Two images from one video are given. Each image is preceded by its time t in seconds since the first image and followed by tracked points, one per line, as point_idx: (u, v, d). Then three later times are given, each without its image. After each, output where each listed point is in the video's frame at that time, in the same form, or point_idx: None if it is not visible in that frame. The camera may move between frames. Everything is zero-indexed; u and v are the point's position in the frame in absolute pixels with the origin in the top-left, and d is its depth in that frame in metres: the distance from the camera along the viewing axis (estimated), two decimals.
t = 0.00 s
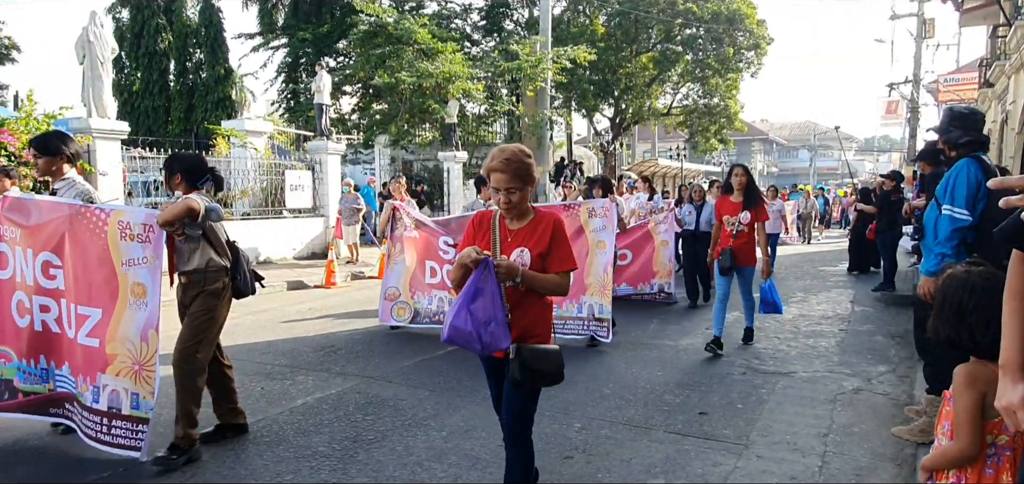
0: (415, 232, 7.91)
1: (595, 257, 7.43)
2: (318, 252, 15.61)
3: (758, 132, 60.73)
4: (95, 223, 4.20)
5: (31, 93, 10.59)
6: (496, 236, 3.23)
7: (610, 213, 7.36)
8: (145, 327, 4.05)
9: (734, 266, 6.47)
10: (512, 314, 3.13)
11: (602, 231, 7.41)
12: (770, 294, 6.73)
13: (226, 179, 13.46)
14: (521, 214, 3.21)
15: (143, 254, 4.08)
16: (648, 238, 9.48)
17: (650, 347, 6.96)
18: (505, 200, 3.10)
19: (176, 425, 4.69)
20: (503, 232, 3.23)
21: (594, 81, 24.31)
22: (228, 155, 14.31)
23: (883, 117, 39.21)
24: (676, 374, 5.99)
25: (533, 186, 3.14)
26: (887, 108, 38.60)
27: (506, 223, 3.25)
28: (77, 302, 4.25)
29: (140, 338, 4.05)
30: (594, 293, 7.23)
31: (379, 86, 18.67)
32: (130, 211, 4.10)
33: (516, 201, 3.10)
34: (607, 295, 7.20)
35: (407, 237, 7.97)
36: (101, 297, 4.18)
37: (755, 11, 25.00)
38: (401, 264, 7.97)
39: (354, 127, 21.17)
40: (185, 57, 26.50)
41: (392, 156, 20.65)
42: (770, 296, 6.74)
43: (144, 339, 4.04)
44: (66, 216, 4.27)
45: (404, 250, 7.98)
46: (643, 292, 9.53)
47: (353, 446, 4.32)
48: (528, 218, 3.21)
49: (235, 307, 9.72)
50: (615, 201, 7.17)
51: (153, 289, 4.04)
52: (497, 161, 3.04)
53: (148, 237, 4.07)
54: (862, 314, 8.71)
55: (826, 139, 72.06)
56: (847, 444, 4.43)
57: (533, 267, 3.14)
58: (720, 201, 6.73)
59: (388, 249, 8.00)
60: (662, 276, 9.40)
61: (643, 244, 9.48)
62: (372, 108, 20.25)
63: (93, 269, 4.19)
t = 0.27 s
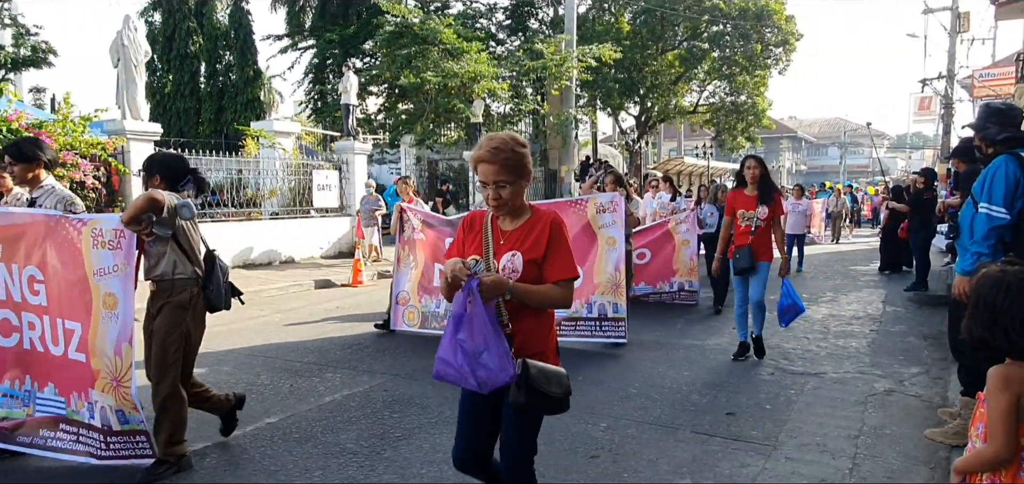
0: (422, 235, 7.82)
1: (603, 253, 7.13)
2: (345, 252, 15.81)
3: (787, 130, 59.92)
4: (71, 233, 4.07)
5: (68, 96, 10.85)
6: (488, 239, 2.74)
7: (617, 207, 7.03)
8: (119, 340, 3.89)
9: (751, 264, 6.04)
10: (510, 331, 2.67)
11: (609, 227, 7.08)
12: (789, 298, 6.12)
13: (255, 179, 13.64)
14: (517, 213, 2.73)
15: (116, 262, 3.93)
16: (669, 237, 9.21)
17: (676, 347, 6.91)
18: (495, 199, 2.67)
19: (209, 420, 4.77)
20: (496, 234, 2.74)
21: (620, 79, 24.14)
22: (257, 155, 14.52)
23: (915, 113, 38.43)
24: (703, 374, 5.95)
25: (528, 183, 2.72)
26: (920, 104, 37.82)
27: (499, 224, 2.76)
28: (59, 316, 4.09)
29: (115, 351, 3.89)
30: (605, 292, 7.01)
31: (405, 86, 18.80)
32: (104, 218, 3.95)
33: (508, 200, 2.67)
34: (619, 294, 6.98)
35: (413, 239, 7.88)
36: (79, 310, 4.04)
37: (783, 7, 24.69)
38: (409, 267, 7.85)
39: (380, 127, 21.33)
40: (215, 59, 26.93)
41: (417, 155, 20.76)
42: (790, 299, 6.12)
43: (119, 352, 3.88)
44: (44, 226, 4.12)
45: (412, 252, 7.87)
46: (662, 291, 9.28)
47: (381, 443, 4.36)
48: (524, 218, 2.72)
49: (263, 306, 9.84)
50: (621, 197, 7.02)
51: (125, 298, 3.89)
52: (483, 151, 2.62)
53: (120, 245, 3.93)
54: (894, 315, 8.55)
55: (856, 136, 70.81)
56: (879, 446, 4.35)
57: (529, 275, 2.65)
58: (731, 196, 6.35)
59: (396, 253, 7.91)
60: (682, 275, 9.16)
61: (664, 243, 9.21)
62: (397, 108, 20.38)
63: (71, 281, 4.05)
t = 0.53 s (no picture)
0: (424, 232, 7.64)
1: (608, 258, 6.64)
2: (365, 251, 15.93)
3: (810, 128, 59.21)
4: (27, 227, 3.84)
5: (95, 98, 11.05)
6: (452, 253, 2.23)
7: (623, 210, 6.51)
8: (80, 343, 3.72)
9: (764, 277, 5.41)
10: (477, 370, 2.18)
11: (613, 230, 6.59)
12: (802, 316, 5.61)
13: (277, 179, 13.76)
14: (486, 223, 2.23)
15: (76, 261, 3.75)
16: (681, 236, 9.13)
17: (697, 347, 6.86)
18: (453, 206, 2.18)
19: (233, 417, 4.84)
20: (461, 248, 2.22)
21: (640, 78, 24.00)
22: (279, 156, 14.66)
23: (942, 110, 37.81)
24: (724, 375, 5.91)
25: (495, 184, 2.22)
26: (946, 102, 37.18)
27: (466, 236, 2.26)
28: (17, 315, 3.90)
29: (74, 354, 3.71)
30: (609, 298, 6.56)
31: (425, 86, 18.89)
32: (63, 214, 3.73)
33: (467, 209, 2.17)
34: (622, 302, 6.50)
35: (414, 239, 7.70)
36: (37, 310, 3.85)
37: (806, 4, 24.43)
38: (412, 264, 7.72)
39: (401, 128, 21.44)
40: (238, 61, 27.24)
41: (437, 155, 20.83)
42: (805, 316, 5.57)
43: (79, 354, 3.71)
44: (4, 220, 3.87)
45: (415, 250, 7.71)
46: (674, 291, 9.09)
47: (402, 442, 4.38)
48: (493, 229, 2.21)
49: (286, 305, 9.94)
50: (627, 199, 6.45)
51: (89, 297, 3.74)
52: (437, 145, 2.13)
53: (81, 242, 3.74)
54: (920, 315, 8.42)
55: (881, 134, 69.80)
56: (905, 449, 4.30)
57: (499, 302, 2.15)
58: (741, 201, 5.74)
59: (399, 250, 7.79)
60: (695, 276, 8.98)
61: (676, 243, 9.12)
62: (417, 109, 20.46)
63: (29, 279, 3.85)
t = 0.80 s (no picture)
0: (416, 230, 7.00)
1: (604, 259, 6.38)
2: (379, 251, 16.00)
3: (826, 127, 58.70)
4: None
5: (114, 99, 11.17)
6: (378, 247, 1.92)
7: (620, 208, 6.32)
8: None
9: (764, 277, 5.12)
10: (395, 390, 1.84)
11: (609, 230, 6.36)
12: (805, 314, 5.18)
13: (292, 180, 13.85)
14: (417, 213, 1.92)
15: (15, 265, 3.75)
16: (688, 235, 8.75)
17: (711, 347, 6.83)
18: (376, 193, 1.86)
19: (248, 416, 4.88)
20: (388, 245, 1.92)
21: (654, 78, 23.87)
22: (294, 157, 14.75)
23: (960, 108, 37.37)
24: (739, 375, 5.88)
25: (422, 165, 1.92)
26: (965, 100, 36.74)
27: (396, 229, 1.95)
28: None
29: None
30: (604, 300, 6.33)
31: (439, 86, 18.95)
32: (12, 215, 3.72)
33: (392, 195, 1.87)
34: (618, 303, 6.30)
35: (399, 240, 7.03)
36: None
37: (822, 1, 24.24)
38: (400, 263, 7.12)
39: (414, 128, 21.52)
40: (253, 63, 27.43)
41: (451, 155, 20.88)
42: (806, 318, 5.18)
43: None
44: None
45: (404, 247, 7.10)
46: (679, 295, 8.72)
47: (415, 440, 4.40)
48: (426, 219, 1.91)
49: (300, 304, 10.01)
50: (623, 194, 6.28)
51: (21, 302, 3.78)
52: (354, 117, 1.85)
53: (23, 246, 3.72)
54: (938, 316, 8.34)
55: (898, 133, 69.06)
56: (923, 450, 4.26)
57: (434, 308, 1.84)
58: (744, 196, 5.39)
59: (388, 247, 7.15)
60: (701, 279, 8.61)
61: (682, 241, 8.76)
62: (431, 108, 20.52)
63: None
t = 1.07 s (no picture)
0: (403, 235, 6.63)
1: (594, 266, 6.07)
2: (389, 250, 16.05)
3: (836, 126, 58.39)
4: None
5: (126, 100, 11.25)
6: (272, 276, 1.62)
7: (613, 213, 6.04)
8: None
9: (759, 290, 4.72)
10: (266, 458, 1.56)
11: (600, 235, 6.07)
12: (799, 338, 4.87)
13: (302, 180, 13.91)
14: (326, 230, 1.62)
15: None
16: (685, 238, 8.50)
17: (720, 348, 6.80)
18: (275, 194, 1.56)
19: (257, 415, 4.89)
20: (283, 276, 1.61)
21: (663, 77, 23.78)
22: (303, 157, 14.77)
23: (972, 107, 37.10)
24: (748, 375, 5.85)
25: (342, 179, 1.64)
26: (977, 98, 36.47)
27: (300, 252, 1.64)
28: None
29: None
30: (594, 309, 6.00)
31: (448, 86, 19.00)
32: None
33: (294, 195, 1.56)
34: (608, 312, 5.97)
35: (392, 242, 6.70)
36: None
37: None
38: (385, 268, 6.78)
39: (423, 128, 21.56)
40: (263, 63, 27.56)
41: (459, 155, 20.90)
42: (800, 341, 4.86)
43: None
44: None
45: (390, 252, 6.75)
46: (676, 303, 8.47)
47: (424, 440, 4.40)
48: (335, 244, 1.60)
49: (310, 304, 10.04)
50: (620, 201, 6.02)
51: None
52: (274, 95, 1.58)
53: None
54: (950, 317, 8.28)
55: (910, 132, 68.58)
56: (935, 452, 4.22)
57: (325, 358, 1.51)
58: (731, 200, 5.05)
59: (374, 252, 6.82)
60: (699, 286, 8.33)
61: (679, 245, 8.52)
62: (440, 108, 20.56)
63: None
